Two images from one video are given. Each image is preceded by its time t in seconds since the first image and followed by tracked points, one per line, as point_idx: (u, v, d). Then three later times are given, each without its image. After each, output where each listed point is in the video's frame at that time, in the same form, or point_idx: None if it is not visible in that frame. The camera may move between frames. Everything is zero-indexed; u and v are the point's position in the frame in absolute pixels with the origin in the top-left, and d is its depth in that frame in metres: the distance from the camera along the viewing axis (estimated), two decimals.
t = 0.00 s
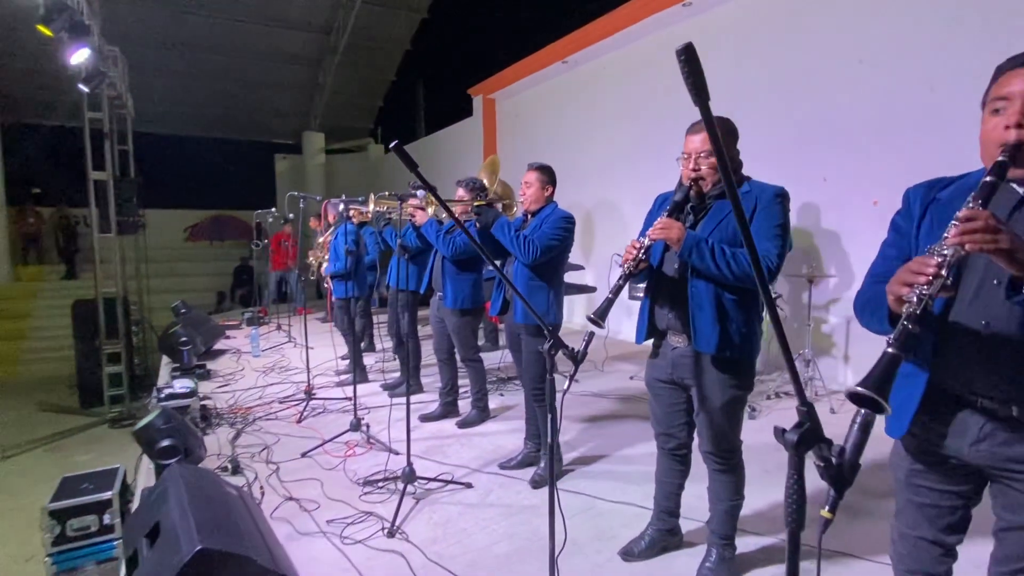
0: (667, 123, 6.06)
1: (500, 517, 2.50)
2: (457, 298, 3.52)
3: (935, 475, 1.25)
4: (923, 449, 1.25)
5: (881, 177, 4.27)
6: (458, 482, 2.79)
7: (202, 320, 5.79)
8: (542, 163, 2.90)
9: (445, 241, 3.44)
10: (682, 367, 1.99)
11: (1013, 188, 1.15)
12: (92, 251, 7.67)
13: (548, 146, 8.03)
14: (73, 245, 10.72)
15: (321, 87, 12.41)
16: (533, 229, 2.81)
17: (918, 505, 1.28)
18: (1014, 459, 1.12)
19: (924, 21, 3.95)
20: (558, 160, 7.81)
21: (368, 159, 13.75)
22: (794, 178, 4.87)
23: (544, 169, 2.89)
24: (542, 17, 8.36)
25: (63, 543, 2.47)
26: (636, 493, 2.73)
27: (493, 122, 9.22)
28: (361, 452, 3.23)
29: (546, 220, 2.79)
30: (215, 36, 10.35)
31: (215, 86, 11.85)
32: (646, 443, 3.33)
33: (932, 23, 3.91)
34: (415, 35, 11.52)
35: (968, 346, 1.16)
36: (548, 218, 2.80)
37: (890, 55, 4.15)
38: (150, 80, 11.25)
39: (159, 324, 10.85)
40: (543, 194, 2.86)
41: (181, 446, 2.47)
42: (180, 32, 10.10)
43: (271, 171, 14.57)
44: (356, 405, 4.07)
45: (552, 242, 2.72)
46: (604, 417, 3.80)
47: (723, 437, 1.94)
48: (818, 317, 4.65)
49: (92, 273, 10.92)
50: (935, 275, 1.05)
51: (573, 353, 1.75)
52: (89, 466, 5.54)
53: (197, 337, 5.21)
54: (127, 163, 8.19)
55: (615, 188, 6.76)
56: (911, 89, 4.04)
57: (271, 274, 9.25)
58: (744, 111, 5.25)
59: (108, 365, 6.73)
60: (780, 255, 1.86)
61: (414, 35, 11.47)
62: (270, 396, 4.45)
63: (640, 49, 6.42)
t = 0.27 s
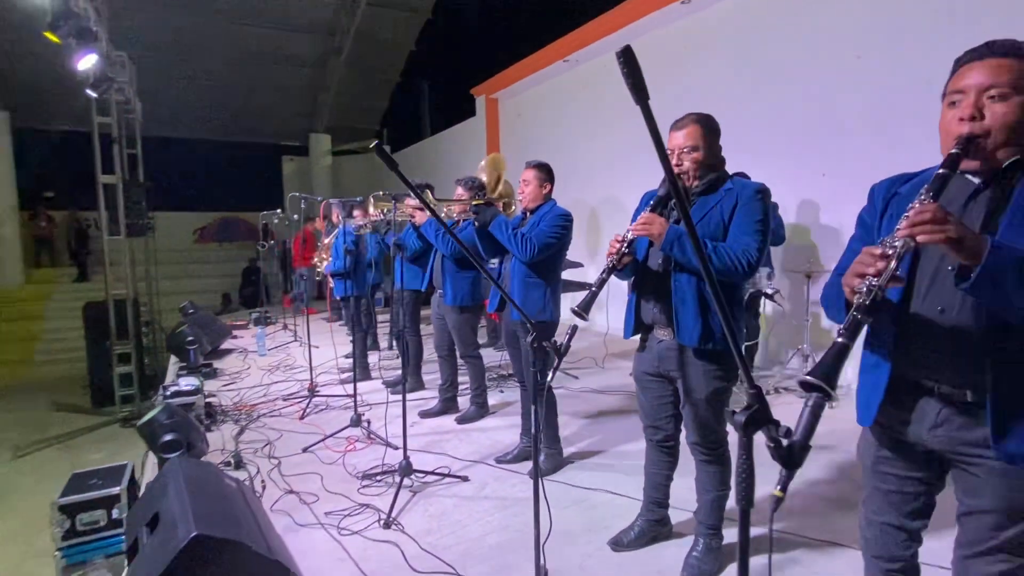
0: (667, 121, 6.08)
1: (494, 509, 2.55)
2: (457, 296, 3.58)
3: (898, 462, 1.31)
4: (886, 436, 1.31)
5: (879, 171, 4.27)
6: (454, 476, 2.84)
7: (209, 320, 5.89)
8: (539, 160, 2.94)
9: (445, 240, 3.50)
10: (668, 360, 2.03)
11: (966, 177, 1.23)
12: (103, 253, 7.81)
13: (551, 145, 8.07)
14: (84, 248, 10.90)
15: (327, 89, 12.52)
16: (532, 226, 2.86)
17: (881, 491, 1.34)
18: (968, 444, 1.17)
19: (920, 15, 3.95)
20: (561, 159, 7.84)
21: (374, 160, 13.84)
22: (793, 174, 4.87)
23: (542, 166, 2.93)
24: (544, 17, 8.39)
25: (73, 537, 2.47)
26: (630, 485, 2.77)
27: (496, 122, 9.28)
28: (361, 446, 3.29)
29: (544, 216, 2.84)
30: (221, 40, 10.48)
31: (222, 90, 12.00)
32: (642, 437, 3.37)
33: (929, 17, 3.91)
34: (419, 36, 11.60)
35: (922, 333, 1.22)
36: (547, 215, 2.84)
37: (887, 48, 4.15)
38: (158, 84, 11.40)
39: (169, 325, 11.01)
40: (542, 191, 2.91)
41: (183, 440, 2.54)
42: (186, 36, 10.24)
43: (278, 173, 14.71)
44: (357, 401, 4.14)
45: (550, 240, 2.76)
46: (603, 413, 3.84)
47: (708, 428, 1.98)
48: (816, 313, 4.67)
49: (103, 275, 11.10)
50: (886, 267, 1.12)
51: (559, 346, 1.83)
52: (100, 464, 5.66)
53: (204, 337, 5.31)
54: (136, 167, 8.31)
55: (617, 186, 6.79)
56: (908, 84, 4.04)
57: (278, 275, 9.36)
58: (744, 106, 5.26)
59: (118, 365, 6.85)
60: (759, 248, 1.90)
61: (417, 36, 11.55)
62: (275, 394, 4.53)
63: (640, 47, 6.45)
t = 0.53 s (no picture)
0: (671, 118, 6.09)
1: (494, 500, 2.60)
2: (465, 294, 3.64)
3: (871, 448, 1.37)
4: (859, 424, 1.36)
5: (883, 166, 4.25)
6: (455, 469, 2.90)
7: (221, 319, 6.01)
8: (542, 157, 2.98)
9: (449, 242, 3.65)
10: (660, 353, 2.05)
11: (934, 171, 1.25)
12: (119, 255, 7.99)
13: (557, 144, 8.10)
14: (102, 250, 11.14)
15: (337, 91, 12.65)
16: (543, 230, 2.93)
17: (856, 477, 1.40)
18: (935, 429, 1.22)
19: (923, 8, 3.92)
20: (568, 157, 7.87)
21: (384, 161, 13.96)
22: (796, 169, 4.86)
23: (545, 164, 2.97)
24: (550, 15, 8.42)
25: (88, 528, 2.50)
26: (628, 477, 2.81)
27: (503, 121, 9.33)
28: (366, 441, 3.36)
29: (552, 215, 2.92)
30: (233, 44, 10.64)
31: (234, 93, 12.18)
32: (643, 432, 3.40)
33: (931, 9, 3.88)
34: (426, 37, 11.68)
35: (891, 322, 1.26)
36: (555, 213, 2.93)
37: (889, 42, 4.12)
38: (171, 89, 11.60)
39: (184, 325, 11.22)
40: (545, 189, 2.95)
41: (192, 433, 2.63)
42: (198, 41, 10.41)
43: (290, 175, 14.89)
44: (364, 397, 4.22)
45: (565, 243, 2.83)
46: (605, 409, 3.88)
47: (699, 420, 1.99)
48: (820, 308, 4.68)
49: (120, 276, 11.33)
50: (851, 258, 1.17)
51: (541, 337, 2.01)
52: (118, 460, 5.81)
53: (216, 336, 5.43)
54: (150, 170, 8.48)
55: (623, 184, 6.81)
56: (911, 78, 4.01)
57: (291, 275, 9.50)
58: (747, 102, 5.25)
59: (135, 364, 7.01)
60: (747, 242, 1.90)
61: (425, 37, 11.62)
62: (284, 391, 4.63)
63: (644, 44, 6.45)
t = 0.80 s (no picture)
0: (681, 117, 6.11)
1: (501, 496, 2.66)
2: (479, 296, 3.69)
3: (864, 443, 1.39)
4: (852, 419, 1.39)
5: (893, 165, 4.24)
6: (465, 466, 2.96)
7: (239, 320, 6.13)
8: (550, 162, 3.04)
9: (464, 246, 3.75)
10: (662, 351, 2.09)
11: (921, 172, 1.29)
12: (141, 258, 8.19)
13: (568, 144, 8.15)
14: (124, 254, 11.43)
15: (351, 95, 12.80)
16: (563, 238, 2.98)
17: (848, 472, 1.43)
18: (924, 424, 1.24)
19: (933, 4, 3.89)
20: (579, 157, 7.90)
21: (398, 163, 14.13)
22: (807, 168, 4.84)
23: (550, 167, 3.02)
24: (560, 17, 8.46)
25: (112, 523, 2.58)
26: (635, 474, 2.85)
27: (514, 122, 9.40)
28: (379, 439, 3.44)
29: (563, 220, 3.00)
30: (248, 49, 10.85)
31: (250, 98, 12.40)
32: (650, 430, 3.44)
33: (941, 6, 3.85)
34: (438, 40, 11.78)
35: (881, 320, 1.29)
36: (566, 218, 3.01)
37: (899, 39, 4.09)
38: (190, 95, 11.86)
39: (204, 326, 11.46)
40: (550, 194, 3.01)
41: (210, 430, 2.73)
42: (215, 48, 10.64)
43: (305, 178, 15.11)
44: (377, 396, 4.30)
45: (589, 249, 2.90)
46: (614, 408, 3.92)
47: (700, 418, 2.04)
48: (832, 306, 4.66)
49: (141, 279, 11.59)
50: (835, 258, 1.21)
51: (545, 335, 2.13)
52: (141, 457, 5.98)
53: (234, 337, 5.57)
54: (170, 175, 8.68)
55: (634, 183, 6.84)
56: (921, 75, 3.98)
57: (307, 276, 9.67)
58: (757, 101, 5.23)
59: (157, 365, 7.20)
60: (748, 244, 1.89)
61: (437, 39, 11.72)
62: (300, 390, 4.74)
63: (653, 44, 6.47)
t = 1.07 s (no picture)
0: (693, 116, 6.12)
1: (515, 492, 2.73)
2: (497, 296, 3.73)
3: (868, 440, 1.42)
4: (856, 416, 1.41)
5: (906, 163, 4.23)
6: (480, 463, 3.03)
7: (258, 322, 6.26)
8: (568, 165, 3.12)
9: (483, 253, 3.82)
10: (670, 350, 2.13)
11: (921, 174, 1.31)
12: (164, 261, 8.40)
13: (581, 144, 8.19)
14: (147, 258, 11.70)
15: (365, 98, 12.95)
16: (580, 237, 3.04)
17: (851, 468, 1.46)
18: (925, 421, 1.27)
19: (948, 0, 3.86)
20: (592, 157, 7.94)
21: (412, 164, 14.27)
22: (820, 166, 4.83)
23: (569, 171, 3.11)
24: (572, 17, 8.48)
25: (141, 518, 2.69)
26: (647, 470, 2.90)
27: (527, 123, 9.46)
28: (395, 436, 3.52)
29: (580, 220, 3.05)
30: (266, 55, 11.03)
31: (268, 103, 12.61)
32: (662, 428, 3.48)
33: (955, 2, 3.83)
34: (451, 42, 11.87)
35: (882, 319, 1.31)
36: (582, 218, 3.06)
37: (911, 36, 4.08)
38: (208, 101, 12.09)
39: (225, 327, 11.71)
40: (568, 197, 3.08)
41: (234, 428, 2.82)
42: (233, 54, 10.84)
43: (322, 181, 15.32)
44: (394, 395, 4.39)
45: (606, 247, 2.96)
46: (626, 406, 3.97)
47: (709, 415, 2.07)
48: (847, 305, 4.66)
49: (164, 282, 11.86)
50: (831, 260, 1.26)
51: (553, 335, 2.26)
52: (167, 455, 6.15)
53: (255, 338, 5.71)
54: (191, 180, 8.88)
55: (646, 183, 6.86)
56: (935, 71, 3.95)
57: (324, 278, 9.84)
58: (770, 99, 5.22)
59: (180, 365, 7.39)
60: (755, 244, 1.92)
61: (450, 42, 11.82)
62: (319, 389, 4.86)
63: (664, 44, 6.49)
